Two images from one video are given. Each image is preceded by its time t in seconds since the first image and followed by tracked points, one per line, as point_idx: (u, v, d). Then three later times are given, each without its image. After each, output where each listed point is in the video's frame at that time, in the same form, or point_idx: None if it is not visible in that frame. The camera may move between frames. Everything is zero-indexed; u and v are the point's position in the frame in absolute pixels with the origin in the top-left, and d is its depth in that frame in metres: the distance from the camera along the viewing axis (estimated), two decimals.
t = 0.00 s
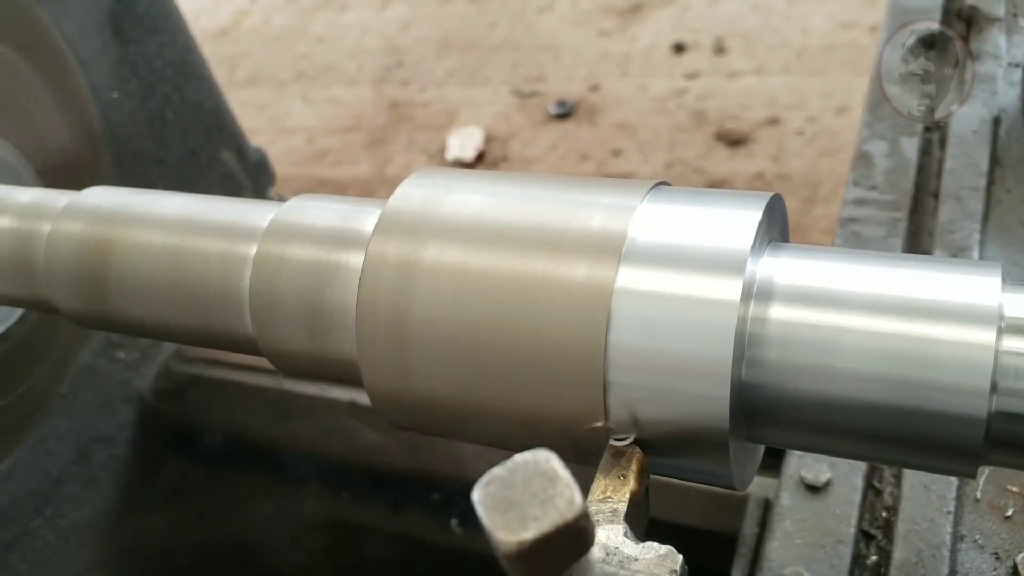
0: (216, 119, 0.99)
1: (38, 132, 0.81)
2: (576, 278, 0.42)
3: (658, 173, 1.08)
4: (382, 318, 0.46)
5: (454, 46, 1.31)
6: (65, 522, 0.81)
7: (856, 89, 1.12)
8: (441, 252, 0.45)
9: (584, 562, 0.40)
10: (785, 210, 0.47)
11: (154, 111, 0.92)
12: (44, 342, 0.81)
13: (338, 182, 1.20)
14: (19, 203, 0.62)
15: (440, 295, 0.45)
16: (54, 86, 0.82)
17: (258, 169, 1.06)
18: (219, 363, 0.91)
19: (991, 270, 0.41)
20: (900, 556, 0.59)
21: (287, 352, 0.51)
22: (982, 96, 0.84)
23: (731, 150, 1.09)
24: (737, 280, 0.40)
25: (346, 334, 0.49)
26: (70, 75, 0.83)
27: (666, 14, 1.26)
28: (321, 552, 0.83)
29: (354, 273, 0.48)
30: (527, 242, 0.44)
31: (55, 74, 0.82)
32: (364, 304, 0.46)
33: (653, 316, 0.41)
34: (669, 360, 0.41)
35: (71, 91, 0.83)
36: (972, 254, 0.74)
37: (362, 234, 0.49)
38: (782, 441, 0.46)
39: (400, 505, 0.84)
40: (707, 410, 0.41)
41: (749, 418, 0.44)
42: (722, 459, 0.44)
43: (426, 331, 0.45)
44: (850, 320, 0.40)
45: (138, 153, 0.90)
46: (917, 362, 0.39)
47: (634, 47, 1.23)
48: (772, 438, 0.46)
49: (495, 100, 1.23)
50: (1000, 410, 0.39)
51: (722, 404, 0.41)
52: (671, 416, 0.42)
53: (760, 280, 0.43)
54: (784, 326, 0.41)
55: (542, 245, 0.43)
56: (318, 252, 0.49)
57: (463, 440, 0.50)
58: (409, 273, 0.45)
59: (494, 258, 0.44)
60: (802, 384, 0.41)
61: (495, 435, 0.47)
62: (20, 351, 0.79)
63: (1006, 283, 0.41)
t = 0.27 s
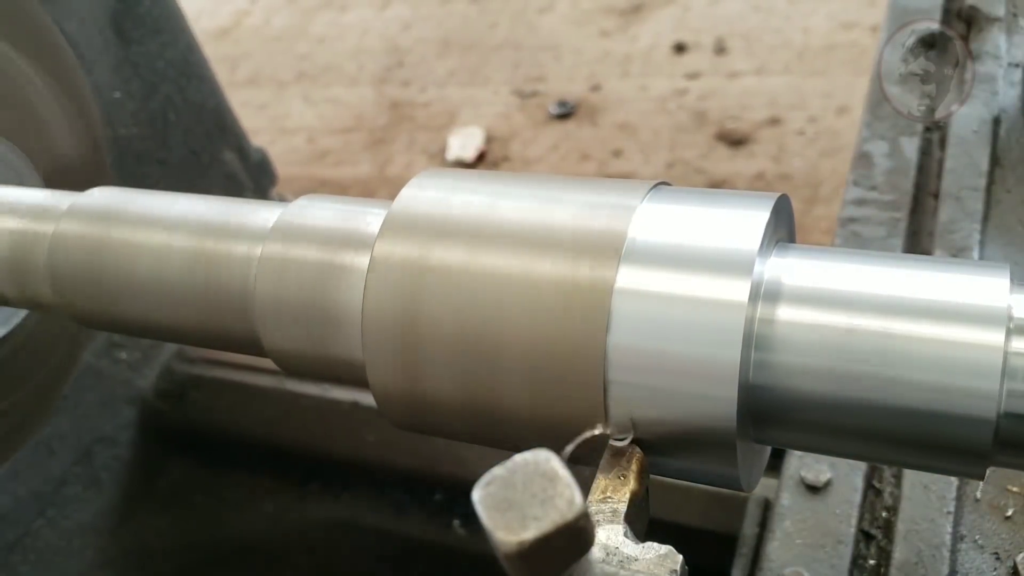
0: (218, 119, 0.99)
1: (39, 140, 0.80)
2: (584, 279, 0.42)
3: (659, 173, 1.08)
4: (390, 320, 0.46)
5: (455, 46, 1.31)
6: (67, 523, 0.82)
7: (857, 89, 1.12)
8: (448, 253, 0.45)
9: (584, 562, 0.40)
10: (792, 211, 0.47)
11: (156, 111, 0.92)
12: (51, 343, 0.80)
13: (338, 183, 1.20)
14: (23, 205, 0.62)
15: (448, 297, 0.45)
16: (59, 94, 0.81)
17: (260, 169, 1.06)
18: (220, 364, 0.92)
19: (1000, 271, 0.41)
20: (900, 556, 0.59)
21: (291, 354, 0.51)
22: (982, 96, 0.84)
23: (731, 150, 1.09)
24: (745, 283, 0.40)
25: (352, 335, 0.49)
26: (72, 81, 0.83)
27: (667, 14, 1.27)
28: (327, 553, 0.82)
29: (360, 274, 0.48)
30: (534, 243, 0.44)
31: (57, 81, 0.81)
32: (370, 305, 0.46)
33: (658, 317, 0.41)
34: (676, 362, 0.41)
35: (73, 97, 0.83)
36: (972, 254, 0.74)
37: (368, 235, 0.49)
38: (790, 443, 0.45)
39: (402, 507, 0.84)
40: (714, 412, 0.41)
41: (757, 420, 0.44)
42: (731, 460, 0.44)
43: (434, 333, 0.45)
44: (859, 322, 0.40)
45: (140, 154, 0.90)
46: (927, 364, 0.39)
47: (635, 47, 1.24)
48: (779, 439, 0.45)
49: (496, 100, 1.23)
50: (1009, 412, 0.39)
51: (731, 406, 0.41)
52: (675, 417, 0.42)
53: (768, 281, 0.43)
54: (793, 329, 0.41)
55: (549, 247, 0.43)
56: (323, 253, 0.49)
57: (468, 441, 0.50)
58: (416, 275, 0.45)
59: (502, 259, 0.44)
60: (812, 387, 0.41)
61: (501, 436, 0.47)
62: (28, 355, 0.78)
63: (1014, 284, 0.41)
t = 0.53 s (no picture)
0: (219, 120, 0.99)
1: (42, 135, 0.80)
2: (589, 279, 0.42)
3: (659, 172, 1.08)
4: (396, 321, 0.46)
5: (455, 46, 1.31)
6: (69, 523, 0.82)
7: (858, 89, 1.12)
8: (455, 254, 0.45)
9: (584, 562, 0.40)
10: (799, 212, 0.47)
11: (158, 111, 0.92)
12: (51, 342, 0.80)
13: (339, 182, 1.20)
14: (28, 205, 0.62)
15: (455, 298, 0.44)
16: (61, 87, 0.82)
17: (261, 169, 1.06)
18: (225, 364, 0.91)
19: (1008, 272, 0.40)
20: (900, 556, 0.59)
21: (297, 354, 0.51)
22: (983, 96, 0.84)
23: (732, 150, 1.09)
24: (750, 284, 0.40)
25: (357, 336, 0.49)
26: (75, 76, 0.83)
27: (667, 14, 1.27)
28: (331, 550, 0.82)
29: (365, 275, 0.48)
30: (540, 243, 0.44)
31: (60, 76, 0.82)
32: (376, 306, 0.46)
33: (664, 318, 0.41)
34: (682, 363, 0.41)
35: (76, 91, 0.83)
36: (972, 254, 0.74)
37: (373, 235, 0.49)
38: (797, 444, 0.45)
39: (405, 505, 0.84)
40: (720, 413, 0.41)
41: (764, 421, 0.44)
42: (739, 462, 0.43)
43: (441, 334, 0.45)
44: (868, 322, 0.40)
45: (142, 154, 0.90)
46: (937, 364, 0.39)
47: (635, 47, 1.24)
48: (786, 440, 0.45)
49: (497, 100, 1.23)
50: (1017, 413, 0.39)
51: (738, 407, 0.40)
52: (680, 417, 0.42)
53: (775, 282, 0.42)
54: (801, 330, 0.41)
55: (555, 248, 0.43)
56: (329, 254, 0.49)
57: (475, 442, 0.50)
58: (423, 276, 0.45)
59: (508, 260, 0.44)
60: (819, 388, 0.41)
61: (508, 437, 0.47)
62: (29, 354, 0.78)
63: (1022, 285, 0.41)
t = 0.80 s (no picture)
0: (221, 120, 1.00)
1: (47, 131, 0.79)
2: (592, 279, 0.42)
3: (659, 172, 1.08)
4: (401, 321, 0.46)
5: (456, 46, 1.31)
6: (72, 523, 0.82)
7: (858, 89, 1.12)
8: (460, 254, 0.45)
9: (585, 562, 0.40)
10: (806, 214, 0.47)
11: (160, 111, 0.92)
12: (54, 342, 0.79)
13: (340, 182, 1.20)
14: (32, 205, 0.62)
15: (460, 299, 0.44)
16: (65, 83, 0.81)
17: (263, 170, 1.07)
18: (228, 365, 0.92)
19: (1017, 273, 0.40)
20: (900, 556, 0.59)
21: (302, 355, 0.51)
22: (983, 96, 0.84)
23: (733, 150, 1.09)
24: (754, 284, 0.40)
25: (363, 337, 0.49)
26: (79, 74, 0.83)
27: (668, 14, 1.27)
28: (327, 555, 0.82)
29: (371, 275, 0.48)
30: (545, 244, 0.43)
31: (64, 72, 0.81)
32: (381, 307, 0.46)
33: (670, 320, 0.41)
34: (686, 364, 0.41)
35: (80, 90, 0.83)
36: (971, 254, 0.74)
37: (380, 236, 0.49)
38: (804, 445, 0.45)
39: (406, 507, 0.84)
40: (725, 413, 0.41)
41: (772, 422, 0.44)
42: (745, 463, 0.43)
43: (446, 335, 0.45)
44: (875, 322, 0.40)
45: (143, 154, 0.90)
46: (945, 365, 0.39)
47: (636, 47, 1.24)
48: (793, 442, 0.45)
49: (497, 100, 1.23)
50: None
51: (745, 409, 0.40)
52: (685, 418, 0.42)
53: (783, 282, 0.42)
54: (808, 331, 0.41)
55: (560, 248, 0.43)
56: (335, 254, 0.49)
57: (477, 443, 0.50)
58: (428, 277, 0.45)
59: (513, 260, 0.44)
60: (826, 389, 0.41)
61: (512, 437, 0.47)
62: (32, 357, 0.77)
63: None
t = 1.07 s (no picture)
0: (223, 120, 1.00)
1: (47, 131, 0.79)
2: (596, 279, 0.42)
3: (660, 172, 1.08)
4: (408, 321, 0.46)
5: (457, 46, 1.31)
6: (72, 524, 0.84)
7: (858, 89, 1.12)
8: (466, 255, 0.45)
9: (585, 562, 0.39)
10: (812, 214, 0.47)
11: (161, 112, 0.92)
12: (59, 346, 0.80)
13: (340, 183, 1.20)
14: (37, 206, 0.62)
15: (466, 299, 0.44)
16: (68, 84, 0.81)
17: (264, 170, 1.06)
18: (229, 365, 0.93)
19: None
20: (899, 556, 0.59)
21: (308, 356, 0.51)
22: (983, 96, 0.84)
23: (733, 150, 1.09)
24: (758, 284, 0.40)
25: (370, 337, 0.49)
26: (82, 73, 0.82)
27: (669, 14, 1.27)
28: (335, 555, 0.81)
29: (377, 276, 0.48)
30: (551, 245, 0.43)
31: (66, 72, 0.80)
32: (387, 307, 0.46)
33: (676, 320, 0.41)
34: (691, 365, 0.40)
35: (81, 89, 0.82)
36: (972, 254, 0.74)
37: (386, 236, 0.49)
38: (812, 445, 0.45)
39: (409, 508, 0.83)
40: (731, 414, 0.41)
41: (779, 422, 0.44)
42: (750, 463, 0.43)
43: (452, 335, 0.45)
44: (883, 323, 0.40)
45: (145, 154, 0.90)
46: (953, 366, 0.38)
47: (636, 47, 1.24)
48: (801, 442, 0.45)
49: (498, 100, 1.23)
50: None
51: (753, 410, 0.40)
52: (689, 418, 0.42)
53: (790, 283, 0.42)
54: (815, 332, 0.41)
55: (567, 249, 0.43)
56: (340, 255, 0.49)
57: (482, 443, 0.50)
58: (435, 277, 0.45)
59: (519, 261, 0.44)
60: (832, 389, 0.41)
61: (517, 438, 0.47)
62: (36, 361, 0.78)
63: None
